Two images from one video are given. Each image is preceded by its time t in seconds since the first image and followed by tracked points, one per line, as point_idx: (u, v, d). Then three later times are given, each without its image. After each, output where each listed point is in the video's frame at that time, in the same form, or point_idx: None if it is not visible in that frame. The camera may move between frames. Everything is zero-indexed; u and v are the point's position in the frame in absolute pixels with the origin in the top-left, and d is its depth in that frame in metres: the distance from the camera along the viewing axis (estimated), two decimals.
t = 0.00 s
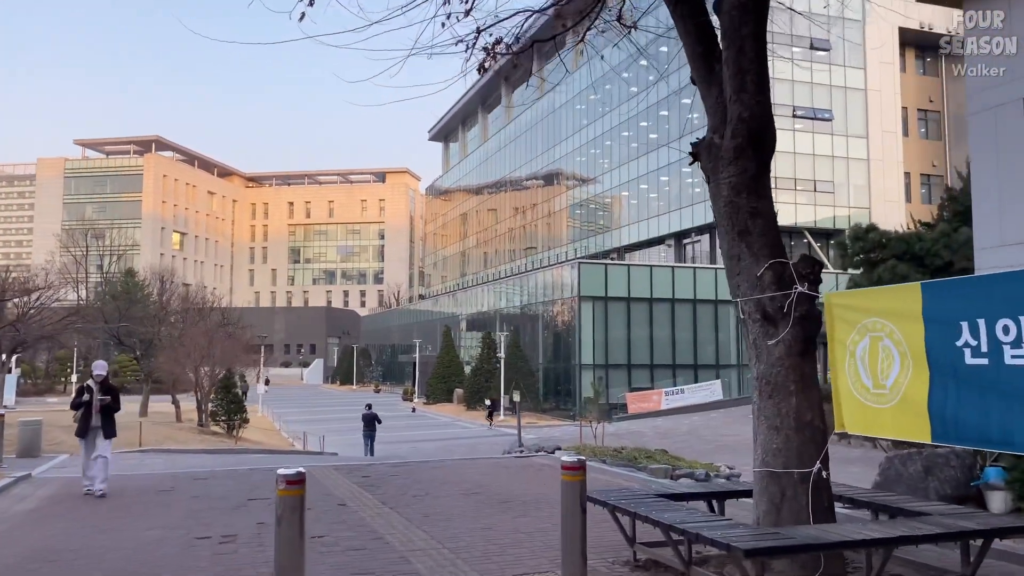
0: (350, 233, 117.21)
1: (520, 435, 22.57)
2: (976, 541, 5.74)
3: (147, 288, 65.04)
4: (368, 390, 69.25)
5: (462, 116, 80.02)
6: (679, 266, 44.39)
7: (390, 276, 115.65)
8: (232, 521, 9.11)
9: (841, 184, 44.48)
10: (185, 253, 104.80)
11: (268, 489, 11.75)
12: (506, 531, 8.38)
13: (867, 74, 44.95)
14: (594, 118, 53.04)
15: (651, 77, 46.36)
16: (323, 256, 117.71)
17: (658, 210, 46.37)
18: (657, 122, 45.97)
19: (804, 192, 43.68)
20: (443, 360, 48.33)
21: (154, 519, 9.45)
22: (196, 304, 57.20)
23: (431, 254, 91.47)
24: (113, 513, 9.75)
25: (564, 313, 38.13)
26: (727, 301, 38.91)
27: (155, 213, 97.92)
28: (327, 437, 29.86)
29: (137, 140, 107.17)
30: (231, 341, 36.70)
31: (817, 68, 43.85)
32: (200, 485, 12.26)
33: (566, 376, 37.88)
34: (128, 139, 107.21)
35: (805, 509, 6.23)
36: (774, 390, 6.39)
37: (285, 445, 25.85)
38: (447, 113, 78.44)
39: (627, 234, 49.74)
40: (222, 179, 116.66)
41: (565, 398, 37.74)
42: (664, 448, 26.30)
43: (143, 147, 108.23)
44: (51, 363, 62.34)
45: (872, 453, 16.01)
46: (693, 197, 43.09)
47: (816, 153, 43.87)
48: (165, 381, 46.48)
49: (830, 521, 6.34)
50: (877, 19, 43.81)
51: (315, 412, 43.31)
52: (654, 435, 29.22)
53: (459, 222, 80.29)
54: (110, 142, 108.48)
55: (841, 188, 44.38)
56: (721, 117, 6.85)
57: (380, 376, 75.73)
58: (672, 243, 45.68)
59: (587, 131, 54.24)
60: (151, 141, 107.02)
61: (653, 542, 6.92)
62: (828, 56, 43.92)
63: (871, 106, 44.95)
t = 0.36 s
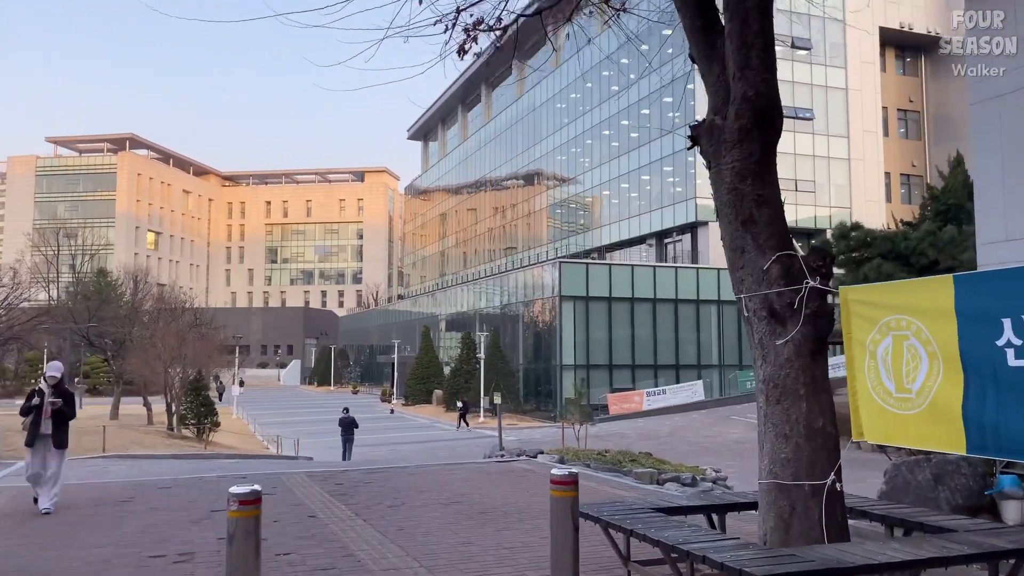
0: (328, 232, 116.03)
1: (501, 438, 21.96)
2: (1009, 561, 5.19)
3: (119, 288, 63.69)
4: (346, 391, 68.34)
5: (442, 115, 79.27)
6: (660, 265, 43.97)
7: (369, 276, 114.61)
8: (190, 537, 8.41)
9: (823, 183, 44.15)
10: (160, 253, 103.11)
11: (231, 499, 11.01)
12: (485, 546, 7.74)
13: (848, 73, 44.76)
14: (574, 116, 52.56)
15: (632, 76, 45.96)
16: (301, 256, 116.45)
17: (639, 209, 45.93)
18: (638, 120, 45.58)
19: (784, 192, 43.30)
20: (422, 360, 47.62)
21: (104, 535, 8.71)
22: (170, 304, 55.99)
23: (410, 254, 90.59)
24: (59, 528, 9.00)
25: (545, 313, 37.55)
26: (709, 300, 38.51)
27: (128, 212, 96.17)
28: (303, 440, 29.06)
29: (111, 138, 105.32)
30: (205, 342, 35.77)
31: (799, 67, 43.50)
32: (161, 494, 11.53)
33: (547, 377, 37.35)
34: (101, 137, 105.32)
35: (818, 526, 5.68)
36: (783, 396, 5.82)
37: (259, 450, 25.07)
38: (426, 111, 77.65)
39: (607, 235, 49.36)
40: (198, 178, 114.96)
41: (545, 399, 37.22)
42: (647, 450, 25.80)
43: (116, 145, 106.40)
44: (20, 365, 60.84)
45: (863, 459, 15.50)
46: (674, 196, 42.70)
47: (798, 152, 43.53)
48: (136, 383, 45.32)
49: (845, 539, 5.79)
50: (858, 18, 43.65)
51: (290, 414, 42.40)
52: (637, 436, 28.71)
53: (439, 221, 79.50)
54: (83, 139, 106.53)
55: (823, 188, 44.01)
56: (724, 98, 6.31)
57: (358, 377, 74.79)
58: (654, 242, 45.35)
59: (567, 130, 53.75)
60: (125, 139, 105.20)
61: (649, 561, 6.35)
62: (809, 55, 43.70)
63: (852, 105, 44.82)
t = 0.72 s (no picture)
0: (309, 232, 114.93)
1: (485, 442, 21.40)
2: None
3: (95, 288, 62.51)
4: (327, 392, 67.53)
5: (424, 114, 78.51)
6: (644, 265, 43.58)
7: (351, 276, 113.55)
8: (149, 554, 7.74)
9: (807, 182, 43.82)
10: (138, 252, 101.65)
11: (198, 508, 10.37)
12: (469, 562, 7.17)
13: (832, 73, 44.55)
14: (558, 115, 52.08)
15: (616, 74, 45.57)
16: (282, 256, 115.26)
17: (623, 208, 45.46)
18: (622, 119, 45.19)
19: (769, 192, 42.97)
20: (405, 360, 46.97)
21: (57, 549, 8.05)
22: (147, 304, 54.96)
23: (392, 254, 89.78)
24: (10, 542, 8.35)
25: (528, 313, 37.03)
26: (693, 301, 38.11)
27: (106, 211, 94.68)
28: (281, 443, 28.35)
29: (88, 136, 103.70)
30: (182, 343, 34.97)
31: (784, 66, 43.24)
32: (124, 504, 10.84)
33: (531, 378, 36.83)
34: (78, 135, 103.71)
35: (837, 541, 5.19)
36: (799, 399, 5.32)
37: (235, 453, 24.36)
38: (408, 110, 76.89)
39: (591, 235, 48.92)
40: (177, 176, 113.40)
41: (529, 399, 36.73)
42: (632, 451, 25.35)
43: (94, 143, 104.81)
44: None
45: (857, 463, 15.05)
46: (657, 195, 42.33)
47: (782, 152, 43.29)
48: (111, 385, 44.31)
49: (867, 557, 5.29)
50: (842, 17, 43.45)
51: (270, 416, 41.62)
52: (622, 437, 28.23)
53: (421, 221, 78.76)
54: (58, 137, 104.73)
55: (807, 187, 43.71)
56: (731, 75, 5.81)
57: (339, 378, 73.94)
58: (638, 241, 44.94)
59: (551, 129, 53.28)
60: (103, 137, 103.64)
61: None
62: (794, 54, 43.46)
63: (836, 105, 44.47)
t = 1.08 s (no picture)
0: (291, 232, 113.71)
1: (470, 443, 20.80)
2: None
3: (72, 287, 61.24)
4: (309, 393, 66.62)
5: (407, 112, 77.71)
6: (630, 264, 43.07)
7: (333, 276, 112.43)
8: (103, 569, 7.04)
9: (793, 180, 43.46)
10: (117, 252, 100.06)
11: (163, 515, 9.67)
12: None
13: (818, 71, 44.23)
14: (543, 112, 51.47)
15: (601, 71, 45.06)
16: (263, 255, 113.92)
17: (609, 207, 44.96)
18: (608, 116, 44.68)
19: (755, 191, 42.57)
20: (387, 359, 46.21)
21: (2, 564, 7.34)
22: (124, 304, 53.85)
23: (375, 253, 88.85)
24: None
25: (513, 312, 36.41)
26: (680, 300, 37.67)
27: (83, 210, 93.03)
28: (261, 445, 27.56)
29: (65, 134, 101.92)
30: (159, 342, 34.03)
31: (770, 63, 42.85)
32: (85, 512, 10.12)
33: (516, 378, 36.23)
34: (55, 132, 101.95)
35: (870, 556, 4.64)
36: (826, 397, 4.76)
37: (212, 456, 23.58)
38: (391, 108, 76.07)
39: (577, 233, 48.35)
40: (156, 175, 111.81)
41: (514, 400, 36.16)
42: (620, 452, 24.84)
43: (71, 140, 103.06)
44: None
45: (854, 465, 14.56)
46: (643, 193, 41.88)
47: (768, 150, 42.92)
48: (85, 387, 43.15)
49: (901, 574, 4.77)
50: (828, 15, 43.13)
51: (250, 417, 40.72)
52: (610, 438, 27.71)
53: (404, 220, 77.92)
54: (35, 134, 102.93)
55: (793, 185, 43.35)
56: (746, 38, 5.25)
57: (321, 378, 72.99)
58: (623, 240, 44.43)
59: (535, 127, 52.69)
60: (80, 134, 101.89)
61: None
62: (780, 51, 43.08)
63: (823, 103, 44.07)
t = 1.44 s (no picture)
0: (277, 231, 112.59)
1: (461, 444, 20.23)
2: None
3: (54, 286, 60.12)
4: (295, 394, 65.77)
5: (395, 110, 76.91)
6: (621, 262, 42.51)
7: (319, 276, 111.35)
8: None
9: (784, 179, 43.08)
10: (100, 251, 98.71)
11: (135, 523, 9.05)
12: None
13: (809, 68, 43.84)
14: (532, 109, 50.85)
15: (592, 68, 44.48)
16: (249, 255, 112.73)
17: (599, 205, 44.42)
18: (599, 114, 44.11)
19: (746, 189, 42.11)
20: (374, 359, 45.44)
21: None
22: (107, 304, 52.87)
23: (362, 253, 88.00)
24: None
25: (502, 311, 35.82)
26: (671, 300, 37.20)
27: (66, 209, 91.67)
28: (245, 447, 26.86)
29: (48, 132, 100.44)
30: (141, 343, 33.19)
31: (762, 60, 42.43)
32: (53, 520, 9.49)
33: (506, 379, 35.60)
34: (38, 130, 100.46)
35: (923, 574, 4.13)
36: (873, 394, 4.24)
37: (194, 459, 22.88)
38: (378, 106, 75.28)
39: (567, 232, 47.75)
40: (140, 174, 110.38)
41: (504, 400, 35.57)
42: (612, 453, 24.38)
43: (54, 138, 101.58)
44: None
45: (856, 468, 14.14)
46: (634, 191, 41.35)
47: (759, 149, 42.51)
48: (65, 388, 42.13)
49: None
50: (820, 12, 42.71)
51: (234, 419, 39.89)
52: (602, 438, 27.19)
53: (392, 219, 77.15)
54: (16, 132, 101.39)
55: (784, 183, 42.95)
56: None
57: (307, 379, 72.13)
58: (614, 239, 43.88)
59: (525, 124, 52.07)
60: (63, 132, 100.42)
61: None
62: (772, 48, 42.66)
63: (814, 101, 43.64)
